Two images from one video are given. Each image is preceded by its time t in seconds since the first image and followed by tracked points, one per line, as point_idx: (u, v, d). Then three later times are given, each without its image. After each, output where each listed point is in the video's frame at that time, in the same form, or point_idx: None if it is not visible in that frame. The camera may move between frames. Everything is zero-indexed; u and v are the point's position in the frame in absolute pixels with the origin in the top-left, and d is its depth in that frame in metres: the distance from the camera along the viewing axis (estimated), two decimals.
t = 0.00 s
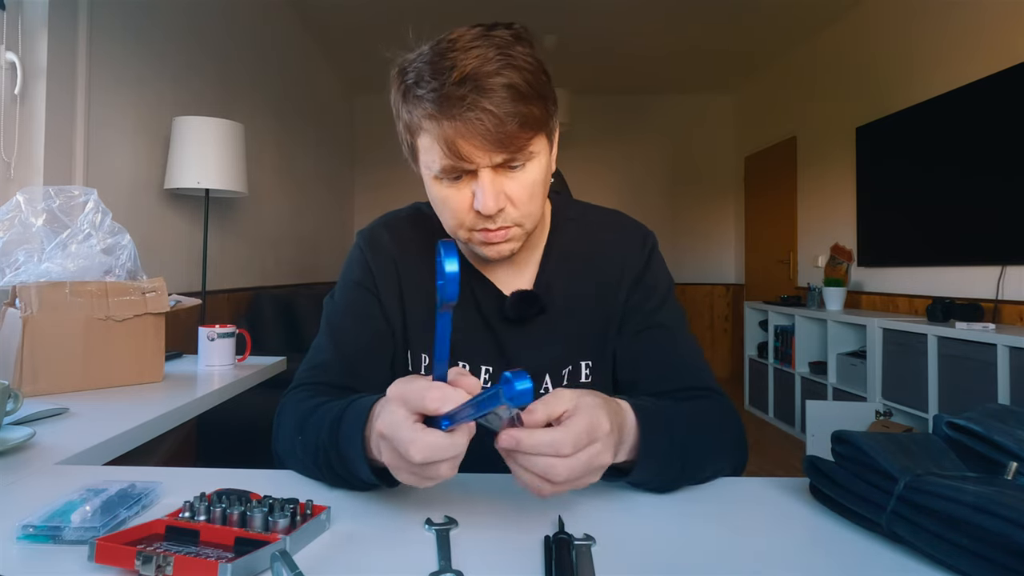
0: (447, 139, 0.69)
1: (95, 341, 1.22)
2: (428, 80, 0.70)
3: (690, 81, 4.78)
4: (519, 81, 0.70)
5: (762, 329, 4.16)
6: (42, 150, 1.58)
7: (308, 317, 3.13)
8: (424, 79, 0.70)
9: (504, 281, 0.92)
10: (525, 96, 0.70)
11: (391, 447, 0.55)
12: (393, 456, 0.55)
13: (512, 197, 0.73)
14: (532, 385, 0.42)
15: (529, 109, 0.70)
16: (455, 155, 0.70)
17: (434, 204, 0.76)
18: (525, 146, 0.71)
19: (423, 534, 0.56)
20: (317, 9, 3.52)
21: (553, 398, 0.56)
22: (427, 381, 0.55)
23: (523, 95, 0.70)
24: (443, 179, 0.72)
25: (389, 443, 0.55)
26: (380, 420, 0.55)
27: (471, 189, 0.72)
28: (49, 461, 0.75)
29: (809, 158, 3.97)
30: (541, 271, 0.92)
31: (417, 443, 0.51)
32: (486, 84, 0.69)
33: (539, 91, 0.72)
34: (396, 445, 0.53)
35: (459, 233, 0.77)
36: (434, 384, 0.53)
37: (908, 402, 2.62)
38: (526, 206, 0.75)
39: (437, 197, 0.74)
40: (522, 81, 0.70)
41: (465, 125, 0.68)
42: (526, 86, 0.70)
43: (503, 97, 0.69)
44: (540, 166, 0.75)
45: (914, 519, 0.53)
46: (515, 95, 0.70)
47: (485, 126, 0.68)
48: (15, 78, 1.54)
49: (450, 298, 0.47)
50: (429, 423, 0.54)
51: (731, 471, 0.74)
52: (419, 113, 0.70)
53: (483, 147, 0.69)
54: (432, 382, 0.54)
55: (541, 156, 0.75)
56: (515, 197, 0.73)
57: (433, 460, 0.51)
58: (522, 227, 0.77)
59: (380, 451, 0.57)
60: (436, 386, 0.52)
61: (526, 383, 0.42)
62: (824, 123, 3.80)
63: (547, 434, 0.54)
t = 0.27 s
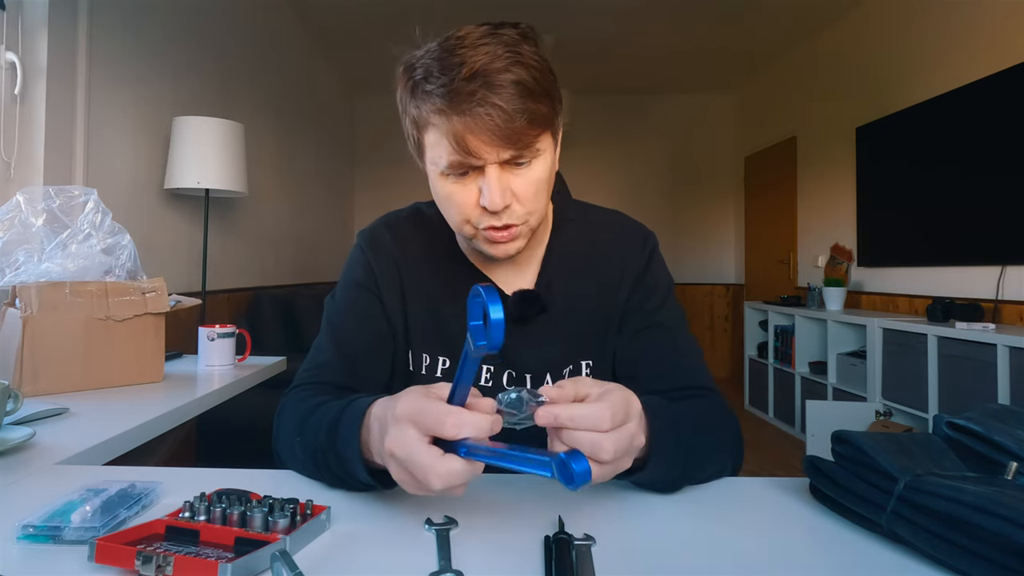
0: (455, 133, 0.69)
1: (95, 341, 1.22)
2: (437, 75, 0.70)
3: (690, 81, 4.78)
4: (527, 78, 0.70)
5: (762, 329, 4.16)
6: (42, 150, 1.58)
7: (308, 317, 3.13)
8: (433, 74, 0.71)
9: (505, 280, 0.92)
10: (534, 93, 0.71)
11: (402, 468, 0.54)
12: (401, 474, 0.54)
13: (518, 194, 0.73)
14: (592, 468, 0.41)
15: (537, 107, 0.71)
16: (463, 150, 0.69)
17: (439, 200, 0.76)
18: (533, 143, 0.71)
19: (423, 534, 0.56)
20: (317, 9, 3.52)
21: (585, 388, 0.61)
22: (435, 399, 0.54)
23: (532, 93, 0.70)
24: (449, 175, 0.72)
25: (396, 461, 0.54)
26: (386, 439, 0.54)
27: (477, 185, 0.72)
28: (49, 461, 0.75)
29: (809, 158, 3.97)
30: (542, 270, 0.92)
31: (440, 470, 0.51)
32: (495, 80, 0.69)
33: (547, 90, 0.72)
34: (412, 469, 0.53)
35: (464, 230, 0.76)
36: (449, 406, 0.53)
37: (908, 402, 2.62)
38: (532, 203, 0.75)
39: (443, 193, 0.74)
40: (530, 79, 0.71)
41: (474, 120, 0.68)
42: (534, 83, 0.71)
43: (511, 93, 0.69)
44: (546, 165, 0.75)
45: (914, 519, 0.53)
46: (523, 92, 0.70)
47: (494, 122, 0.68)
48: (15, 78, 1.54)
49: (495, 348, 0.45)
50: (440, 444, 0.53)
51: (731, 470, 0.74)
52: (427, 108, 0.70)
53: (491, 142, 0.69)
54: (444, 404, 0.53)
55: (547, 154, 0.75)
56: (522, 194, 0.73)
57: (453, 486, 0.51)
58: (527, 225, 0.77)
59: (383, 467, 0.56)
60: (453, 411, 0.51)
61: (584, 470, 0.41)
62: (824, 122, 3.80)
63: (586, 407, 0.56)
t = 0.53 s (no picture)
0: (460, 139, 0.69)
1: (96, 341, 1.22)
2: (440, 80, 0.70)
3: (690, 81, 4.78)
4: (531, 82, 0.70)
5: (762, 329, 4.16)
6: (42, 151, 1.58)
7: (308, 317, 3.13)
8: (436, 79, 0.70)
9: (507, 281, 0.92)
10: (537, 97, 0.70)
11: (417, 475, 0.54)
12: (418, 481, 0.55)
13: (522, 199, 0.74)
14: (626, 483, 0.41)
15: (541, 111, 0.71)
16: (467, 156, 0.70)
17: (443, 204, 0.77)
18: (537, 148, 0.71)
19: (423, 534, 0.56)
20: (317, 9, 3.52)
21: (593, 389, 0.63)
22: (445, 405, 0.54)
23: (535, 97, 0.70)
24: (453, 180, 0.73)
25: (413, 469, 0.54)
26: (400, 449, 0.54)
27: (481, 190, 0.73)
28: (49, 461, 0.75)
29: (809, 158, 3.97)
30: (546, 271, 0.92)
31: (457, 479, 0.51)
32: (500, 84, 0.69)
33: (551, 94, 0.72)
34: (428, 477, 0.53)
35: (469, 234, 0.77)
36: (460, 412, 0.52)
37: (908, 402, 2.62)
38: (536, 207, 0.75)
39: (447, 198, 0.75)
40: (534, 83, 0.71)
41: (478, 126, 0.68)
42: (538, 87, 0.71)
43: (516, 98, 0.69)
44: (550, 169, 0.75)
45: (914, 519, 0.53)
46: (528, 96, 0.70)
47: (498, 127, 0.68)
48: (15, 78, 1.54)
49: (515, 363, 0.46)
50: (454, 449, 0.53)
51: (732, 470, 0.74)
52: (430, 113, 0.70)
53: (494, 148, 0.69)
54: (456, 411, 0.53)
55: (550, 158, 0.75)
56: (526, 199, 0.74)
57: (470, 492, 0.52)
58: (530, 228, 0.78)
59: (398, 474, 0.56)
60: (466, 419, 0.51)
61: (619, 486, 0.40)
62: (824, 122, 3.80)
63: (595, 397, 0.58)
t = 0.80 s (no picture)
0: (461, 141, 0.69)
1: (95, 341, 1.22)
2: (439, 82, 0.70)
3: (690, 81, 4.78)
4: (532, 83, 0.70)
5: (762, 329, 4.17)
6: (42, 151, 1.58)
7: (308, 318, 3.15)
8: (436, 80, 0.70)
9: (508, 283, 0.91)
10: (538, 98, 0.70)
11: (423, 464, 0.54)
12: (423, 471, 0.54)
13: (525, 201, 0.73)
14: (624, 445, 0.42)
15: (543, 112, 0.71)
16: (468, 158, 0.70)
17: (444, 207, 0.77)
18: (538, 149, 0.71)
19: (423, 534, 0.56)
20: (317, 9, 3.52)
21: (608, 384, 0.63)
22: (443, 393, 0.53)
23: (537, 97, 0.70)
24: (454, 183, 0.73)
25: (417, 459, 0.54)
26: (403, 439, 0.54)
27: (482, 192, 0.73)
28: (49, 461, 0.75)
29: (809, 158, 3.97)
30: (547, 273, 0.92)
31: (461, 465, 0.51)
32: (500, 86, 0.69)
33: (552, 95, 0.72)
34: (433, 465, 0.53)
35: (470, 237, 0.77)
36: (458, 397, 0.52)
37: (908, 402, 2.62)
38: (538, 209, 0.75)
39: (448, 200, 0.75)
40: (535, 83, 0.71)
41: (479, 127, 0.68)
42: (539, 88, 0.71)
43: (517, 99, 0.69)
44: (552, 170, 0.75)
45: (914, 519, 0.53)
46: (528, 97, 0.70)
47: (499, 129, 0.68)
48: (15, 78, 1.54)
49: (509, 341, 0.46)
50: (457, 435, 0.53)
51: (731, 471, 0.74)
52: (430, 116, 0.70)
53: (496, 150, 0.69)
54: (454, 397, 0.52)
55: (552, 159, 0.75)
56: (528, 200, 0.74)
57: (477, 476, 0.52)
58: (533, 230, 0.77)
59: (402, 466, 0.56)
60: (464, 402, 0.51)
61: (617, 446, 0.41)
62: (824, 123, 3.80)
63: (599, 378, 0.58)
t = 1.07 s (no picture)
0: (459, 141, 0.69)
1: (95, 341, 1.22)
2: (438, 83, 0.70)
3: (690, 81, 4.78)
4: (531, 83, 0.70)
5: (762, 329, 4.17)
6: (42, 151, 1.58)
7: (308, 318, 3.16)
8: (434, 81, 0.70)
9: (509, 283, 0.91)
10: (538, 98, 0.71)
11: (426, 463, 0.54)
12: (426, 470, 0.54)
13: (524, 201, 0.73)
14: (630, 430, 0.42)
15: (542, 112, 0.71)
16: (467, 159, 0.70)
17: (443, 208, 0.77)
18: (537, 149, 0.71)
19: (423, 534, 0.56)
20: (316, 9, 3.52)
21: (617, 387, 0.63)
22: (445, 391, 0.53)
23: (535, 98, 0.70)
24: (452, 184, 0.73)
25: (420, 459, 0.54)
26: (404, 440, 0.53)
27: (481, 193, 0.73)
28: (49, 461, 0.75)
29: (809, 158, 3.97)
30: (547, 275, 0.92)
31: (465, 461, 0.51)
32: (499, 86, 0.69)
33: (551, 94, 0.72)
34: (436, 464, 0.52)
35: (470, 238, 0.77)
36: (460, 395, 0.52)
37: (908, 402, 2.62)
38: (539, 209, 0.75)
39: (447, 201, 0.74)
40: (534, 84, 0.71)
41: (478, 128, 0.68)
42: (538, 89, 0.71)
43: (515, 99, 0.69)
44: (551, 170, 0.75)
45: (913, 518, 0.53)
46: (527, 97, 0.70)
47: (498, 129, 0.68)
48: (15, 78, 1.54)
49: (514, 335, 0.45)
50: (459, 433, 0.53)
51: (731, 471, 0.74)
52: (429, 117, 0.70)
53: (495, 150, 0.69)
54: (456, 394, 0.52)
55: (551, 159, 0.75)
56: (527, 200, 0.73)
57: (480, 472, 0.52)
58: (533, 230, 0.77)
59: (404, 467, 0.56)
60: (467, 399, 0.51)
61: (622, 432, 0.42)
62: (824, 123, 3.80)
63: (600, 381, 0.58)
